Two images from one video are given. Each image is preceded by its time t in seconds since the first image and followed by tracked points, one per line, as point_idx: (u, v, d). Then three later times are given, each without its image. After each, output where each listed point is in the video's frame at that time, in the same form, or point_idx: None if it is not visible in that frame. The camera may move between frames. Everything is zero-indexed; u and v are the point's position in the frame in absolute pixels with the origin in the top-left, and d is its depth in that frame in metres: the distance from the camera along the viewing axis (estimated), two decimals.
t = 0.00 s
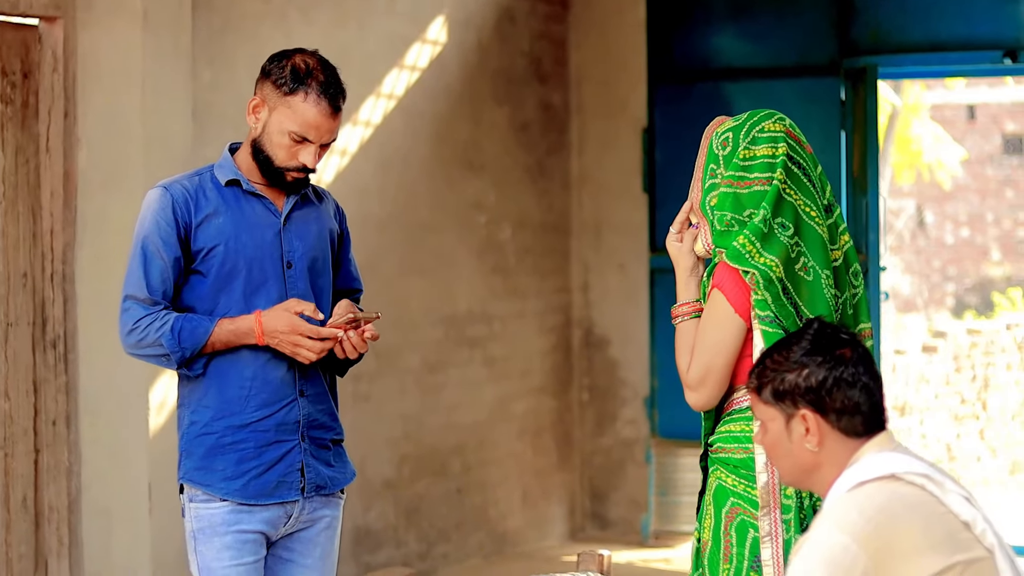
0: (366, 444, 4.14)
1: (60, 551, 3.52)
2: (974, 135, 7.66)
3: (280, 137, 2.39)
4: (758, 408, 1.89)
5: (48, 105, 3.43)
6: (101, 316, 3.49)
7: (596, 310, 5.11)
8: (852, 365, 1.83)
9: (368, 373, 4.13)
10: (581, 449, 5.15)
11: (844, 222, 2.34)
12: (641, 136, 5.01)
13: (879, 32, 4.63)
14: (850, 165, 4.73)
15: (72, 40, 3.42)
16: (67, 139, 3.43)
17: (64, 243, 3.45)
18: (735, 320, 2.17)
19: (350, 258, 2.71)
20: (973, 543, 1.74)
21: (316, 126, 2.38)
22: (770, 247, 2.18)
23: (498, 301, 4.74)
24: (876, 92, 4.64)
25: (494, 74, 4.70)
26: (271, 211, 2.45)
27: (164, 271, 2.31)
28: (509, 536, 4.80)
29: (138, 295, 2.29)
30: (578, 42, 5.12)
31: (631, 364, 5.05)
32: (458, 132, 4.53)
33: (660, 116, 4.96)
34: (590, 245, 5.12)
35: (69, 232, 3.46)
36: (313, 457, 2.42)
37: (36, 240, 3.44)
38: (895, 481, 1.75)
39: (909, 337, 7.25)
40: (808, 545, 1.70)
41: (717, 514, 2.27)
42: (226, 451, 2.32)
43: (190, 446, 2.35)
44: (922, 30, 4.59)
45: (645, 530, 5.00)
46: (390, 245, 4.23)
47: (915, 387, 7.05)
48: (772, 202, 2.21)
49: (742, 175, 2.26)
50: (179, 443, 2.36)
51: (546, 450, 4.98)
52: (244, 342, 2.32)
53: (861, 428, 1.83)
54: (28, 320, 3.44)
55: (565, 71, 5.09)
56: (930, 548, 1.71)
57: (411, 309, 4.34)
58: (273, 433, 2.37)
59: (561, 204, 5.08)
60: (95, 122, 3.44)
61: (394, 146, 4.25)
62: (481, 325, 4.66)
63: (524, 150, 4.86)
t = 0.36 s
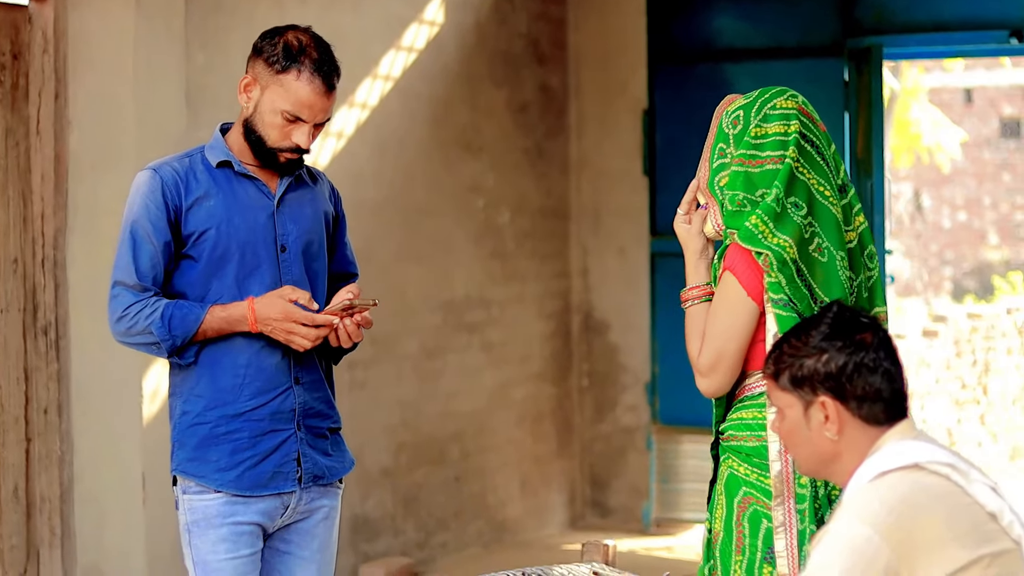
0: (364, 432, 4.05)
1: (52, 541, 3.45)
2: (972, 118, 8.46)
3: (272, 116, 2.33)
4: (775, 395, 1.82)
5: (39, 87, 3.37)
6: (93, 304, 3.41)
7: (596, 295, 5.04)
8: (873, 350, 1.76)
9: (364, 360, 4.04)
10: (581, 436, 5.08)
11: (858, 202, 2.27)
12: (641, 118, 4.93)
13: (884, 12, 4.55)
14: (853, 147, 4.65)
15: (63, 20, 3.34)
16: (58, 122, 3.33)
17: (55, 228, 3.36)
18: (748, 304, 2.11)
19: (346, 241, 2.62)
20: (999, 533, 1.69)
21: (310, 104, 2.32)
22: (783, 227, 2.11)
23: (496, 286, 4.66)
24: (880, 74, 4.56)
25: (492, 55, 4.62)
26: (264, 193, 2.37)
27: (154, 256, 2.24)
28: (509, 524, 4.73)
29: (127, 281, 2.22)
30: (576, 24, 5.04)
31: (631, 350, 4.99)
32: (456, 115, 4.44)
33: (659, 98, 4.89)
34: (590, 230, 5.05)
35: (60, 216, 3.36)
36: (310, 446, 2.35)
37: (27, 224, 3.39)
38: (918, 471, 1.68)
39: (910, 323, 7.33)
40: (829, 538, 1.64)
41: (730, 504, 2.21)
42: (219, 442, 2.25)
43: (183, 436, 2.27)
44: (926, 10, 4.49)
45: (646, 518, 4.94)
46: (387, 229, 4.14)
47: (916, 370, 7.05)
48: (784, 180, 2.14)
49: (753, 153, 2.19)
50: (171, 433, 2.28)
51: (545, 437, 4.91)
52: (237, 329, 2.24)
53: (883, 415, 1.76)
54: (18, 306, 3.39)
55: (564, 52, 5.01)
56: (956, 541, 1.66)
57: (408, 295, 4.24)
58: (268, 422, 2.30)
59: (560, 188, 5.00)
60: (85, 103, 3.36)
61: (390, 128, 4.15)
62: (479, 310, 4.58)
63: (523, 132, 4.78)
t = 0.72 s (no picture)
0: (369, 436, 3.95)
1: (50, 551, 3.35)
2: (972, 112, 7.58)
3: (278, 116, 2.23)
4: (813, 416, 1.73)
5: (35, 83, 3.24)
6: (92, 307, 3.31)
7: (604, 294, 4.95)
8: (918, 368, 1.67)
9: (369, 362, 3.93)
10: (589, 438, 5.00)
11: (891, 208, 2.16)
12: (650, 113, 4.83)
13: (898, 7, 4.42)
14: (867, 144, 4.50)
15: (61, 15, 3.24)
16: (56, 119, 3.24)
17: (53, 229, 3.27)
18: (780, 314, 2.01)
19: (353, 247, 2.53)
20: None
21: (317, 104, 2.23)
22: (814, 232, 2.01)
23: (503, 286, 4.55)
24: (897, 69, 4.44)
25: (499, 49, 4.51)
26: (269, 198, 2.28)
27: (156, 265, 2.14)
28: (516, 529, 4.65)
29: (129, 291, 2.12)
30: (585, 17, 4.94)
31: (640, 351, 4.89)
32: (461, 110, 4.33)
33: (670, 93, 4.77)
34: (597, 228, 4.96)
35: (58, 217, 3.27)
36: (319, 463, 2.25)
37: (23, 224, 3.26)
38: (967, 497, 1.59)
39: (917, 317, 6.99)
40: (871, 566, 1.54)
41: (758, 523, 2.12)
42: (225, 459, 2.16)
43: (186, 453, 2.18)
44: (943, 3, 4.36)
45: (655, 523, 4.86)
46: (393, 229, 4.03)
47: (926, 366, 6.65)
48: (815, 183, 2.03)
49: (782, 156, 2.08)
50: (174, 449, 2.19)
51: (553, 440, 4.83)
52: (243, 340, 2.15)
53: (928, 437, 1.67)
54: (14, 309, 3.26)
55: (572, 46, 4.92)
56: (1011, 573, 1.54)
57: (414, 295, 4.13)
58: (275, 438, 2.20)
59: (568, 185, 4.90)
60: (84, 101, 3.26)
61: (395, 124, 4.03)
62: (486, 310, 4.48)
63: (530, 128, 4.67)
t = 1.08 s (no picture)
0: (373, 449, 3.86)
1: (46, 568, 3.29)
2: (978, 113, 6.78)
3: (280, 126, 2.15)
4: (847, 441, 1.65)
5: (30, 91, 3.21)
6: (88, 319, 3.22)
7: (610, 302, 4.87)
8: (957, 392, 1.58)
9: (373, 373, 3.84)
10: (596, 448, 4.92)
11: (921, 219, 2.08)
12: (657, 116, 4.76)
13: (910, 7, 4.34)
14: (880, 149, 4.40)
15: (55, 21, 3.19)
16: (51, 127, 3.19)
17: (48, 239, 3.20)
18: (807, 331, 1.92)
19: (361, 261, 2.45)
20: None
21: (320, 112, 2.14)
22: (843, 244, 1.93)
23: (508, 294, 4.47)
24: (910, 71, 4.33)
25: (503, 53, 4.43)
26: (272, 211, 2.20)
27: (155, 283, 2.06)
28: (523, 542, 4.57)
29: (127, 310, 2.04)
30: (590, 20, 4.86)
31: (648, 359, 4.82)
32: (466, 115, 4.24)
33: (677, 97, 4.69)
34: (604, 235, 4.89)
35: (53, 227, 3.20)
36: (325, 487, 2.17)
37: (18, 235, 3.20)
38: (1011, 527, 1.50)
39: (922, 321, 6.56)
40: None
41: (783, 549, 2.04)
42: (228, 484, 2.07)
43: (187, 478, 2.10)
44: (956, 4, 4.28)
45: (664, 534, 4.78)
46: (396, 238, 3.95)
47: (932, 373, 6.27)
48: (844, 194, 1.95)
49: (809, 165, 2.00)
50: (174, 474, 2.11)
51: (560, 451, 4.75)
52: (246, 359, 2.06)
53: (969, 464, 1.57)
54: (10, 322, 3.21)
55: (577, 50, 4.84)
56: None
57: (418, 305, 4.04)
58: (280, 461, 2.12)
59: (574, 191, 4.82)
60: (80, 109, 3.18)
61: (399, 130, 3.94)
62: (491, 319, 4.39)
63: (535, 133, 4.59)
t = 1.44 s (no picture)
0: (371, 456, 3.79)
1: None
2: (979, 112, 7.22)
3: (276, 128, 2.08)
4: (868, 459, 1.59)
5: (20, 91, 3.10)
6: (80, 324, 3.15)
7: (613, 305, 4.80)
8: (983, 408, 1.51)
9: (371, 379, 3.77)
10: (598, 454, 4.85)
11: (939, 225, 2.01)
12: (660, 117, 4.69)
13: (917, 7, 4.28)
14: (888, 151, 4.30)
15: (47, 19, 3.08)
16: (42, 129, 3.09)
17: (39, 243, 3.10)
18: (823, 342, 1.85)
19: (362, 268, 2.38)
20: None
21: (317, 113, 2.07)
22: (860, 251, 1.86)
23: (509, 297, 4.40)
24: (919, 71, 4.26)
25: (504, 52, 4.35)
26: (268, 216, 2.13)
27: (145, 289, 1.99)
28: (524, 549, 4.50)
29: (115, 316, 1.97)
30: (592, 19, 4.79)
31: (651, 364, 4.75)
32: (466, 116, 4.17)
33: (680, 97, 4.62)
34: (606, 237, 4.81)
35: (44, 231, 3.11)
36: (323, 502, 2.10)
37: (7, 239, 3.10)
38: None
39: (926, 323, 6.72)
40: None
41: (796, 567, 1.97)
42: (221, 499, 2.01)
43: (179, 493, 2.03)
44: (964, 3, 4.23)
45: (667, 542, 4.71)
46: (396, 241, 3.87)
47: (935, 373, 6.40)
48: (860, 199, 1.88)
49: (824, 169, 1.93)
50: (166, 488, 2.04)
51: (561, 457, 4.68)
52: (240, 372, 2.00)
53: (996, 483, 1.50)
54: None
55: (579, 48, 4.76)
56: None
57: (418, 309, 3.97)
58: (276, 476, 2.05)
59: (576, 193, 4.75)
60: (72, 110, 3.10)
61: (398, 130, 3.87)
62: (491, 323, 4.32)
63: (536, 134, 4.52)
